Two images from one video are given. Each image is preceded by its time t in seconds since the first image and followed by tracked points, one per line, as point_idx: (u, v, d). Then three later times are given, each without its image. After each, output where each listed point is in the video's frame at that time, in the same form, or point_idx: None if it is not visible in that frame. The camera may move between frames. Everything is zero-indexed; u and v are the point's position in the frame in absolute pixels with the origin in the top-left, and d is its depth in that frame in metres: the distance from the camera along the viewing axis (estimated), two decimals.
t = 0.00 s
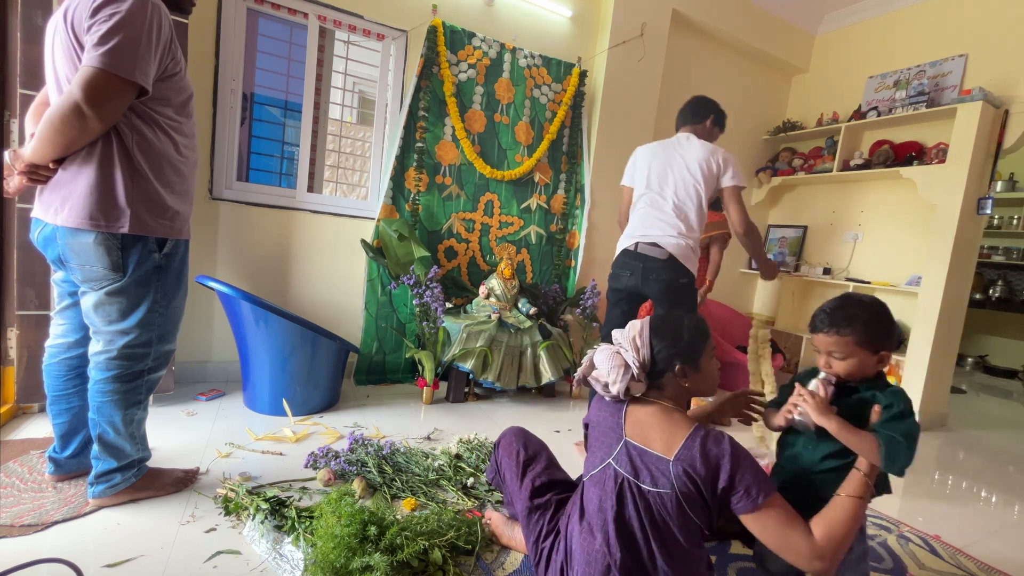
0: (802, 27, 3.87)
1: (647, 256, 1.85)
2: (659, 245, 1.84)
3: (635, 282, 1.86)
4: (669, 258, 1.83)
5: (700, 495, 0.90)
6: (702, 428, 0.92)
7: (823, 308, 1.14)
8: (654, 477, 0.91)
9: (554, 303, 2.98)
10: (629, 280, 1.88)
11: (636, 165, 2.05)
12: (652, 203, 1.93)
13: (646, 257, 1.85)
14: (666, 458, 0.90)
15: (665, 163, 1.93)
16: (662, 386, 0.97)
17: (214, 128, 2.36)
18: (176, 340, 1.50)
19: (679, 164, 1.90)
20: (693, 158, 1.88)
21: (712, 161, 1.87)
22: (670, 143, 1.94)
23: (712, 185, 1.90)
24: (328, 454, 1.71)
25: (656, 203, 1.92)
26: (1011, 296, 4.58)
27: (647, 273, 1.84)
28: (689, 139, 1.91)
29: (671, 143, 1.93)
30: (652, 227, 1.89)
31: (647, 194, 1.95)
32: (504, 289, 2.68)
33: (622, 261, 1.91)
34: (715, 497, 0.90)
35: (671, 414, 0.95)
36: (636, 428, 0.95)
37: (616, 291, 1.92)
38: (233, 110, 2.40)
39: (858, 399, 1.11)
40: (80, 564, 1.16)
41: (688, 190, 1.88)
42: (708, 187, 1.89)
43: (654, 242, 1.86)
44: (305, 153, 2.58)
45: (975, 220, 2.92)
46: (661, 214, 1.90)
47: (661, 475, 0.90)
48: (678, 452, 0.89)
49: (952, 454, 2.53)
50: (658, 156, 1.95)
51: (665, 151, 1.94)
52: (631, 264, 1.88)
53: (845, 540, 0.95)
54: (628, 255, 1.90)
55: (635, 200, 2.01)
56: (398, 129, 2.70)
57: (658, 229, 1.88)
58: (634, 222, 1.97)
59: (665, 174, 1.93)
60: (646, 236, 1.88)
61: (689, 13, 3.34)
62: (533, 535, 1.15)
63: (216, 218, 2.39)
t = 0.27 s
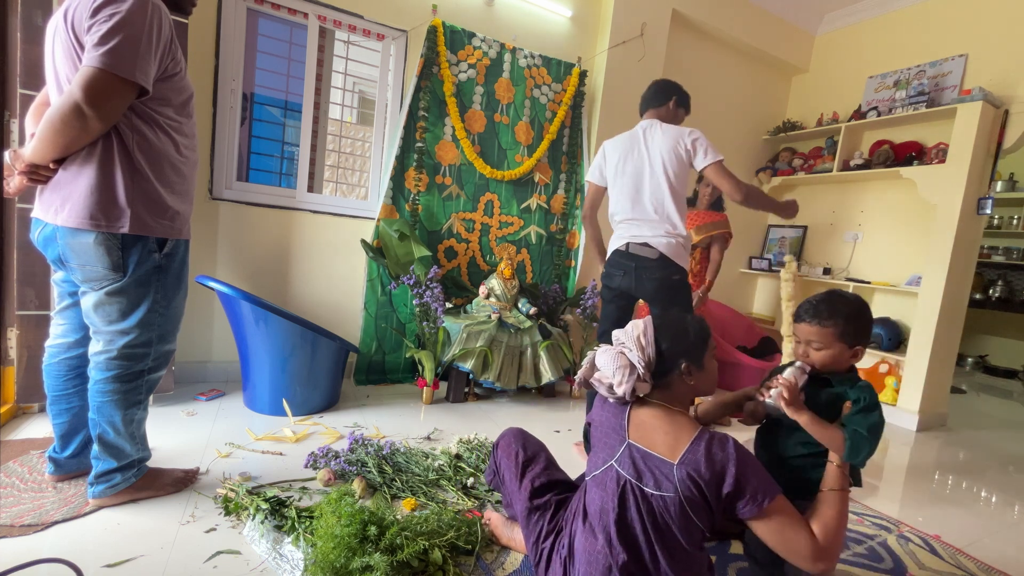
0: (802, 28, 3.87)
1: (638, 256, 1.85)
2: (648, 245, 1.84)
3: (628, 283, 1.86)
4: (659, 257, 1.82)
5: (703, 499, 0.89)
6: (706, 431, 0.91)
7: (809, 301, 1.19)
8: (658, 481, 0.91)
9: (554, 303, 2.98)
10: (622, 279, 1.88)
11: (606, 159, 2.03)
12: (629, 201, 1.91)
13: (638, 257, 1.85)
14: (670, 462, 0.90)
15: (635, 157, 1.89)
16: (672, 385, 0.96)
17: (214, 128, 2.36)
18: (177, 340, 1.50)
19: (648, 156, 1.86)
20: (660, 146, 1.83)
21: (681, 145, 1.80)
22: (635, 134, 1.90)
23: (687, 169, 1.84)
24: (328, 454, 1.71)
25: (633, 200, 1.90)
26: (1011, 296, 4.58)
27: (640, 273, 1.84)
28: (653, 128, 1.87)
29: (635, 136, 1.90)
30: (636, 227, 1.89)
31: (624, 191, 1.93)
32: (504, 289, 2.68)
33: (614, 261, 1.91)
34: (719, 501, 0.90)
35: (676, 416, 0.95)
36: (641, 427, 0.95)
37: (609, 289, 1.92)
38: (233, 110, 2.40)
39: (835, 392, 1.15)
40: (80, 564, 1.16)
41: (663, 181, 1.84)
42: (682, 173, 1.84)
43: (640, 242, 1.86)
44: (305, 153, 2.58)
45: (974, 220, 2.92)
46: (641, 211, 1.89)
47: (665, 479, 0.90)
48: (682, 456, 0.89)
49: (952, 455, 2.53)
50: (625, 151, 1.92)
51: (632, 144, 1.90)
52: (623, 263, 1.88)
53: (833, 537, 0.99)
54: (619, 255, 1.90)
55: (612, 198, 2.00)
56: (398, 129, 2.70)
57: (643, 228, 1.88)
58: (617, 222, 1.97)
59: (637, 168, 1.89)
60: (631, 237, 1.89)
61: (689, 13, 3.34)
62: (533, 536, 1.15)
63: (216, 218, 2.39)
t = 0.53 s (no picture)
0: (802, 28, 3.87)
1: (640, 255, 1.85)
2: (650, 244, 1.84)
3: (630, 282, 1.87)
4: (664, 256, 1.83)
5: (712, 502, 0.90)
6: (715, 434, 0.92)
7: (801, 302, 1.17)
8: (667, 484, 0.91)
9: (554, 303, 2.98)
10: (624, 279, 1.88)
11: (602, 159, 2.03)
12: (627, 200, 1.90)
13: (640, 256, 1.85)
14: (680, 465, 0.90)
15: (630, 156, 1.88)
16: (680, 386, 0.95)
17: (214, 128, 2.36)
18: (177, 340, 1.50)
19: (644, 154, 1.84)
20: (655, 143, 1.81)
21: (676, 140, 1.77)
22: (629, 133, 1.89)
23: (684, 164, 1.81)
24: (328, 454, 1.71)
25: (632, 199, 1.89)
26: (1011, 296, 4.58)
27: (642, 271, 1.84)
28: (647, 125, 1.85)
29: (629, 134, 1.88)
30: (636, 226, 1.89)
31: (622, 190, 1.93)
32: (504, 289, 2.68)
33: (618, 259, 1.91)
34: (728, 504, 0.91)
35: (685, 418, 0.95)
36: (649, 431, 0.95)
37: (611, 289, 1.93)
38: (233, 110, 2.41)
39: (823, 391, 1.17)
40: (80, 564, 1.16)
41: (660, 178, 1.82)
42: (680, 169, 1.81)
43: (641, 242, 1.86)
44: (305, 153, 2.58)
45: (974, 220, 2.92)
46: (640, 210, 1.88)
47: (675, 482, 0.90)
48: (692, 458, 0.90)
49: (952, 455, 2.53)
50: (621, 151, 1.91)
51: (627, 143, 1.89)
52: (626, 262, 1.88)
53: (831, 536, 1.08)
54: (622, 254, 1.90)
55: (611, 198, 1.99)
56: (398, 129, 2.70)
57: (643, 227, 1.87)
58: (617, 222, 1.96)
59: (633, 167, 1.88)
60: (633, 236, 1.89)
61: (689, 13, 3.34)
62: (535, 536, 1.15)
63: (216, 218, 2.39)
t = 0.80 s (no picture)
0: (802, 27, 3.87)
1: (651, 255, 1.84)
2: (662, 245, 1.84)
3: (641, 283, 1.84)
4: (674, 257, 1.83)
5: (716, 500, 0.92)
6: (714, 432, 0.94)
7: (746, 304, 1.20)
8: (673, 487, 0.92)
9: (554, 303, 2.98)
10: (634, 280, 1.85)
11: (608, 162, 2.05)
12: (637, 200, 1.91)
13: (650, 257, 1.84)
14: (684, 466, 0.92)
15: (637, 157, 1.89)
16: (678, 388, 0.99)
17: (214, 128, 2.36)
18: (177, 340, 1.50)
19: (652, 154, 1.85)
20: (663, 143, 1.83)
21: (682, 134, 1.80)
22: (634, 135, 1.90)
23: (692, 162, 1.83)
24: (328, 454, 1.71)
25: (642, 200, 1.90)
26: (1011, 296, 4.58)
27: (653, 272, 1.83)
28: (652, 126, 1.87)
29: (634, 136, 1.90)
30: (647, 226, 1.88)
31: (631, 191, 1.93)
32: (504, 289, 2.68)
33: (627, 260, 1.89)
34: (729, 500, 0.94)
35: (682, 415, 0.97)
36: (648, 434, 0.96)
37: (620, 290, 1.90)
38: (233, 110, 2.41)
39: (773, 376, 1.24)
40: (80, 564, 1.16)
41: (670, 177, 1.83)
42: (689, 167, 1.83)
43: (653, 243, 1.85)
44: (305, 153, 2.58)
45: (975, 220, 2.92)
46: (651, 210, 1.88)
47: (680, 484, 0.91)
48: (695, 459, 0.92)
49: (952, 455, 2.53)
50: (627, 152, 1.92)
51: (633, 144, 1.90)
52: (636, 263, 1.86)
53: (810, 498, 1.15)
54: (632, 255, 1.88)
55: (620, 201, 1.98)
56: (398, 129, 2.69)
57: (654, 227, 1.86)
58: (626, 222, 1.95)
59: (640, 167, 1.89)
60: (644, 237, 1.88)
61: (689, 13, 3.34)
62: (533, 542, 1.16)
63: (217, 218, 2.39)
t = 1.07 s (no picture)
0: (802, 27, 3.87)
1: (658, 256, 1.82)
2: (667, 246, 1.83)
3: (647, 284, 1.83)
4: (680, 257, 1.82)
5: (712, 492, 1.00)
6: (706, 427, 1.03)
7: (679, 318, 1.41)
8: (680, 487, 0.96)
9: (554, 303, 2.98)
10: (640, 280, 1.84)
11: (612, 163, 2.05)
12: (645, 200, 1.89)
13: (656, 257, 1.82)
14: (688, 465, 0.97)
15: (643, 157, 1.87)
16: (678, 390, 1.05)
17: (214, 128, 2.36)
18: (176, 340, 1.50)
19: (659, 154, 1.84)
20: (670, 143, 1.82)
21: (689, 133, 1.79)
22: (639, 135, 1.89)
23: (699, 162, 1.82)
24: (328, 454, 1.71)
25: (649, 200, 1.88)
26: (1010, 296, 4.58)
27: (659, 272, 1.81)
28: (656, 126, 1.86)
29: (639, 138, 1.88)
30: (655, 227, 1.87)
31: (638, 191, 1.91)
32: (504, 289, 2.68)
33: (631, 261, 1.88)
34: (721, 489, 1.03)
35: (671, 419, 0.98)
36: (648, 434, 0.97)
37: (624, 291, 1.90)
38: (233, 110, 2.41)
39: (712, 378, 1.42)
40: (80, 564, 1.16)
41: (677, 176, 1.81)
42: (696, 166, 1.82)
43: (661, 244, 1.83)
44: (305, 153, 2.58)
45: (975, 220, 2.92)
46: (659, 211, 1.86)
47: (687, 482, 0.96)
48: (696, 456, 0.98)
49: (952, 455, 2.53)
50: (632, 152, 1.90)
51: (639, 145, 1.89)
52: (641, 264, 1.85)
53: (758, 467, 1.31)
54: (637, 256, 1.87)
55: (629, 204, 1.95)
56: (398, 129, 2.69)
57: (663, 228, 1.85)
58: (634, 223, 1.93)
59: (647, 168, 1.87)
60: (652, 238, 1.86)
61: (689, 13, 3.34)
62: (524, 550, 1.16)
63: (217, 218, 2.39)
